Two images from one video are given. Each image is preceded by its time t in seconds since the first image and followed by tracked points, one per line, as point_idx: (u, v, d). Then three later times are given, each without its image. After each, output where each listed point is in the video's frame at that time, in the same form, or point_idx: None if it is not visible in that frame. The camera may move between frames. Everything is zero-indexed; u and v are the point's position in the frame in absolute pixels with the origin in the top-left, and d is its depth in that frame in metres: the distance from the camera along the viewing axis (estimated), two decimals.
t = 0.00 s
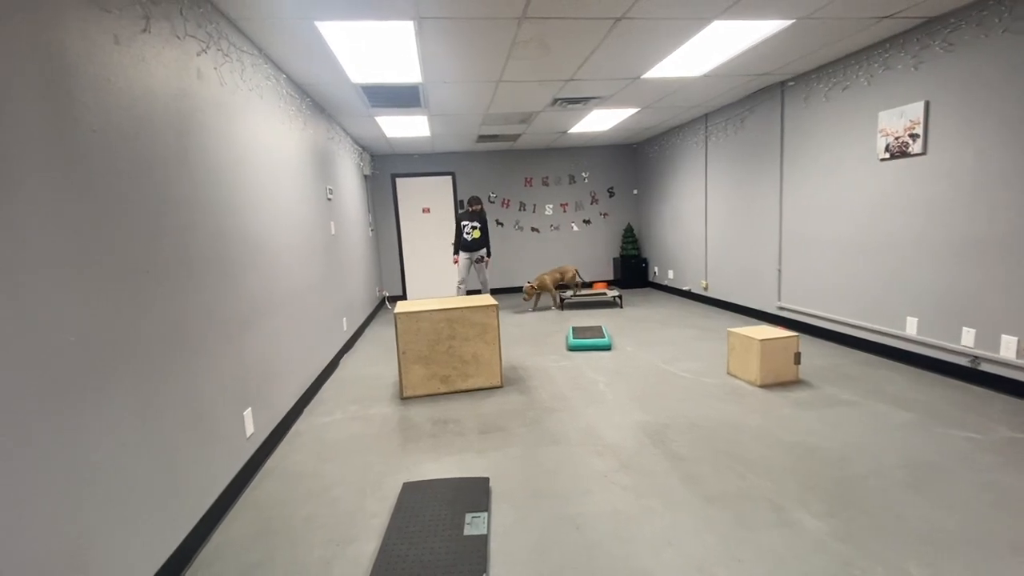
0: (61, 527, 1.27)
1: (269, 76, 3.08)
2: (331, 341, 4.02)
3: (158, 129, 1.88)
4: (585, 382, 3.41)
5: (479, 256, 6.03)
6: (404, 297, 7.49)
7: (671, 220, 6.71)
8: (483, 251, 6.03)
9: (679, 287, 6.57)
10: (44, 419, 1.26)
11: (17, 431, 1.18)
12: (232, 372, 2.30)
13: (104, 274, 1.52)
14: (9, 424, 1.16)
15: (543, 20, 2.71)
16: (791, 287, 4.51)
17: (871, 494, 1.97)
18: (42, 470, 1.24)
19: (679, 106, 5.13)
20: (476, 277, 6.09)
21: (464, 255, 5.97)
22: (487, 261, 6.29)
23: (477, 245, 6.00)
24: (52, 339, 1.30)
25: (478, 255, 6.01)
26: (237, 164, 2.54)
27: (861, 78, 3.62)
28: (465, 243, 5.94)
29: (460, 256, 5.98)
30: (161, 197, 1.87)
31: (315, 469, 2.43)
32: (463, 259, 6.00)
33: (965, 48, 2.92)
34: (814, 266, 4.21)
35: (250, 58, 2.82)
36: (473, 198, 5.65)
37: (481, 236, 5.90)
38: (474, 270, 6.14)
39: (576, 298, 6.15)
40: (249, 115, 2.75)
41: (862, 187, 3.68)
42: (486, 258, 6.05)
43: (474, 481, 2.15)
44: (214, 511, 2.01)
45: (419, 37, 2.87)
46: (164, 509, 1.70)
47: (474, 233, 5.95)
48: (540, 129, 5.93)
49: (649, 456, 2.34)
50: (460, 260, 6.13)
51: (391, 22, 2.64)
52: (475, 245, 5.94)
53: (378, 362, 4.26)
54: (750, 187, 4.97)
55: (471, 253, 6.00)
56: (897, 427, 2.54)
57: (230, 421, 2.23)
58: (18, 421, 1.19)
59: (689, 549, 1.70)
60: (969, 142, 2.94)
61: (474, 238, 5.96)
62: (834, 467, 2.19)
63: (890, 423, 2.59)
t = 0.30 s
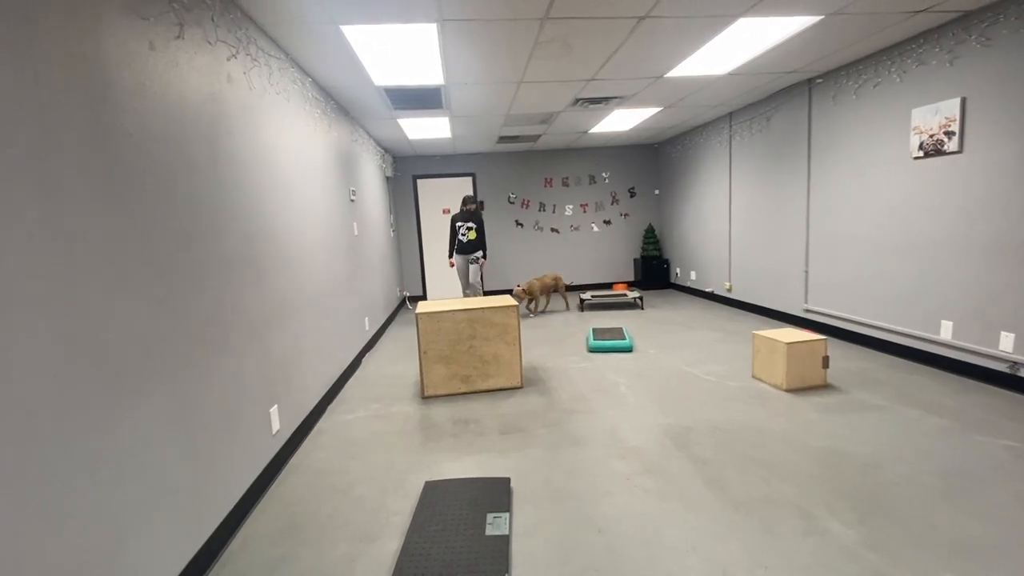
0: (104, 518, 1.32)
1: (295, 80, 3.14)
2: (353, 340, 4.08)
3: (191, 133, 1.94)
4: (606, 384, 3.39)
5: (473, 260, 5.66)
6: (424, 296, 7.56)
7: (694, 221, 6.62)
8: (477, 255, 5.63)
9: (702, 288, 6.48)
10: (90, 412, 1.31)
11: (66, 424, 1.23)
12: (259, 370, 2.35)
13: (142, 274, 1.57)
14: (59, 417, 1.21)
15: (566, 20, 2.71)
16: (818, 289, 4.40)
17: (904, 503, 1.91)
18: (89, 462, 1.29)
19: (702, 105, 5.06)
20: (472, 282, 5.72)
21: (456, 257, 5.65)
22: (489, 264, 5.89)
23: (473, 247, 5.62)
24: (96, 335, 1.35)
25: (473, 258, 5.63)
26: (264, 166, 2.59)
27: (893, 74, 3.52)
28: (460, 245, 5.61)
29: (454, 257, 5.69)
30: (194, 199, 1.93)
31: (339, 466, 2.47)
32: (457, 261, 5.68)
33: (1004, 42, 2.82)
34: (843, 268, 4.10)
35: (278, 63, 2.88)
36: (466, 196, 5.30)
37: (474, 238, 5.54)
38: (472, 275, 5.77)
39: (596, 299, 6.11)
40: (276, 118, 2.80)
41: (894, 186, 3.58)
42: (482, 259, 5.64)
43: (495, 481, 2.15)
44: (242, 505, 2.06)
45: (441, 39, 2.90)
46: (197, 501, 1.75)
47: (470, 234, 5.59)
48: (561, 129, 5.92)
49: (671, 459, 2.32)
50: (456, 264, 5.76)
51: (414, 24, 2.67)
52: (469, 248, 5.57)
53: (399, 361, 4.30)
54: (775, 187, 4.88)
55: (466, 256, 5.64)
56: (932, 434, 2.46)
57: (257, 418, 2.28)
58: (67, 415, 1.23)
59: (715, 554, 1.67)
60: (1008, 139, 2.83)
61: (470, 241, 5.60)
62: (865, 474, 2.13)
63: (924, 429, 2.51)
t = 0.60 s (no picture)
0: (144, 510, 1.35)
1: (325, 83, 3.20)
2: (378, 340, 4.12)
3: (228, 136, 1.99)
4: (632, 387, 3.36)
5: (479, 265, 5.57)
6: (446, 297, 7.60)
7: (719, 222, 6.52)
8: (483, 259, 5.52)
9: (728, 291, 6.37)
10: (132, 407, 1.35)
11: (109, 417, 1.27)
12: (291, 368, 2.39)
13: (181, 273, 1.61)
14: (105, 411, 1.25)
15: (595, 21, 2.70)
16: (851, 293, 4.29)
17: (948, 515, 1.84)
18: (130, 455, 1.32)
19: (730, 104, 4.98)
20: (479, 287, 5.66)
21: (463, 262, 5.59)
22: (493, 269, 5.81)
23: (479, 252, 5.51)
24: (139, 332, 1.39)
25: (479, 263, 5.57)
26: (296, 167, 2.64)
27: (933, 71, 3.40)
28: (466, 250, 5.52)
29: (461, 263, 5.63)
30: (231, 201, 1.97)
31: (366, 465, 2.50)
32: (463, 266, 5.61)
33: None
34: (877, 271, 3.98)
35: (309, 67, 2.93)
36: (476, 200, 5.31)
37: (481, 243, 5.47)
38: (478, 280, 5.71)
39: (619, 301, 6.06)
40: (307, 120, 2.85)
41: (932, 187, 3.46)
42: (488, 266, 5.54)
43: (522, 483, 2.15)
44: (274, 500, 2.10)
45: (470, 42, 2.91)
46: (231, 496, 1.79)
47: (476, 238, 5.50)
48: (584, 130, 5.89)
49: (700, 465, 2.28)
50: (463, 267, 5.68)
51: (444, 27, 2.69)
52: (476, 252, 5.49)
53: (423, 361, 4.33)
54: (805, 188, 4.77)
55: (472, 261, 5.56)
56: (975, 444, 2.36)
57: (289, 416, 2.32)
58: (110, 409, 1.27)
59: (748, 563, 1.64)
60: None
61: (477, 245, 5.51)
62: (904, 484, 2.06)
63: (966, 439, 2.42)
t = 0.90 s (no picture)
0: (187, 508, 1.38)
1: (354, 88, 3.25)
2: (402, 341, 4.16)
3: (265, 140, 2.03)
4: (657, 392, 3.32)
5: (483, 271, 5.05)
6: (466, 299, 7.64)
7: (744, 225, 6.42)
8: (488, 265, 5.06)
9: (752, 296, 6.27)
10: (177, 406, 1.38)
11: (156, 418, 1.30)
12: (321, 369, 2.43)
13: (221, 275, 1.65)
14: (152, 410, 1.28)
15: (624, 23, 2.68)
16: (881, 299, 4.18)
17: (993, 530, 1.78)
18: (173, 452, 1.35)
19: (756, 106, 4.92)
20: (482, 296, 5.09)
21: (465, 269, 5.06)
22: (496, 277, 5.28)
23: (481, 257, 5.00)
24: (182, 333, 1.42)
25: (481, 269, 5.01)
26: (327, 170, 2.68)
27: (970, 72, 3.31)
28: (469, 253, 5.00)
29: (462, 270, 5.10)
30: (267, 204, 2.01)
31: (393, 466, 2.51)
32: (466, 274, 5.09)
33: None
34: (910, 277, 3.88)
35: (340, 72, 2.97)
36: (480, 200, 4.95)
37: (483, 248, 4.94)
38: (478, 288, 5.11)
39: (640, 305, 6.02)
40: (337, 124, 2.90)
41: (969, 191, 3.36)
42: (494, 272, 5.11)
43: (550, 488, 2.14)
44: (305, 500, 2.13)
45: (498, 45, 2.92)
46: (265, 496, 1.81)
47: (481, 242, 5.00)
48: (606, 133, 5.87)
49: (731, 473, 2.24)
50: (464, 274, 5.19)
51: (473, 31, 2.70)
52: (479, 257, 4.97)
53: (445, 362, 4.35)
54: (834, 191, 4.67)
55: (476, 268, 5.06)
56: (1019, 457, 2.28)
57: (319, 416, 2.35)
58: (154, 408, 1.30)
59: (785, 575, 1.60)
60: None
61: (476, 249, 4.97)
62: (945, 497, 2.00)
63: (1009, 452, 2.33)
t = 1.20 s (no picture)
0: (225, 505, 1.40)
1: (379, 92, 3.28)
2: (422, 342, 4.17)
3: (298, 144, 2.06)
4: (679, 397, 3.29)
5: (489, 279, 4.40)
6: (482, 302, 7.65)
7: (764, 229, 6.35)
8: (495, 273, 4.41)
9: (773, 300, 6.18)
10: (217, 406, 1.41)
11: (200, 416, 1.33)
12: (347, 370, 2.45)
13: (256, 277, 1.67)
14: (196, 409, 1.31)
15: (650, 27, 2.68)
16: (909, 305, 4.10)
17: None
18: (213, 450, 1.37)
19: (778, 108, 4.86)
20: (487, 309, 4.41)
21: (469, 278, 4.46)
22: (507, 288, 4.58)
23: (488, 264, 4.39)
24: (221, 334, 1.45)
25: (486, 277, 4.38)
26: (353, 173, 2.71)
27: (1004, 73, 3.24)
28: (472, 260, 4.41)
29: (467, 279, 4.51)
30: (299, 207, 2.04)
31: (417, 467, 2.52)
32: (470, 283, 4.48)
33: None
34: (940, 282, 3.79)
35: (366, 76, 3.01)
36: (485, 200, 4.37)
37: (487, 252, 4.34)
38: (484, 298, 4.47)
39: (658, 309, 5.98)
40: (363, 128, 2.93)
41: (1003, 194, 3.28)
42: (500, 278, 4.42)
43: (576, 493, 2.13)
44: (332, 499, 2.15)
45: (522, 49, 2.94)
46: (295, 496, 1.83)
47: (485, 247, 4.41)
48: (625, 136, 5.85)
49: (760, 481, 2.21)
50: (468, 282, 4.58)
51: (499, 35, 2.71)
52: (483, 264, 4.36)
53: (464, 365, 4.37)
54: (860, 195, 4.60)
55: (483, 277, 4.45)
56: None
57: (345, 417, 2.37)
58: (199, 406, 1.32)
59: None
60: None
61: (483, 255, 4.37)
62: (985, 509, 1.94)
63: None
